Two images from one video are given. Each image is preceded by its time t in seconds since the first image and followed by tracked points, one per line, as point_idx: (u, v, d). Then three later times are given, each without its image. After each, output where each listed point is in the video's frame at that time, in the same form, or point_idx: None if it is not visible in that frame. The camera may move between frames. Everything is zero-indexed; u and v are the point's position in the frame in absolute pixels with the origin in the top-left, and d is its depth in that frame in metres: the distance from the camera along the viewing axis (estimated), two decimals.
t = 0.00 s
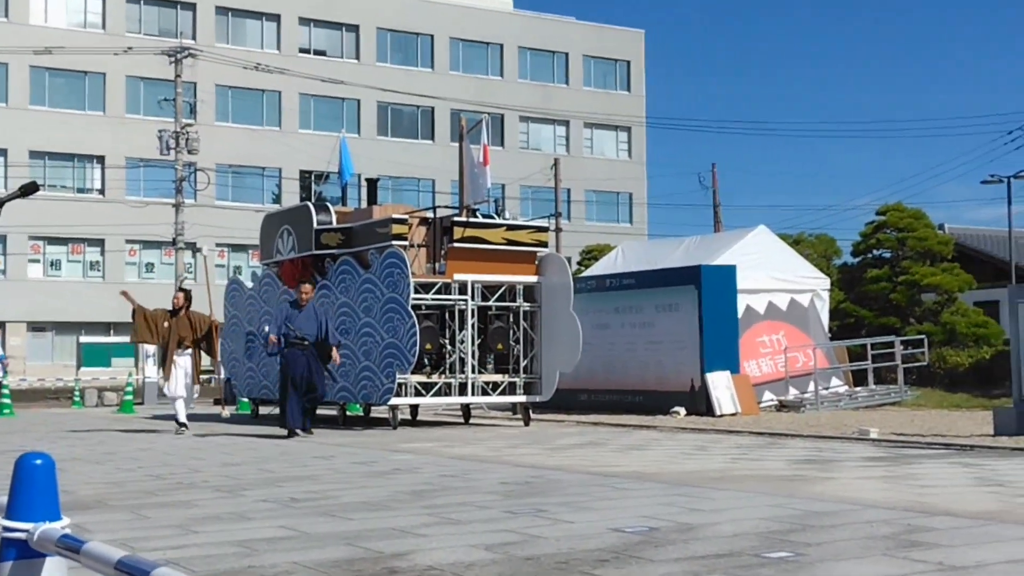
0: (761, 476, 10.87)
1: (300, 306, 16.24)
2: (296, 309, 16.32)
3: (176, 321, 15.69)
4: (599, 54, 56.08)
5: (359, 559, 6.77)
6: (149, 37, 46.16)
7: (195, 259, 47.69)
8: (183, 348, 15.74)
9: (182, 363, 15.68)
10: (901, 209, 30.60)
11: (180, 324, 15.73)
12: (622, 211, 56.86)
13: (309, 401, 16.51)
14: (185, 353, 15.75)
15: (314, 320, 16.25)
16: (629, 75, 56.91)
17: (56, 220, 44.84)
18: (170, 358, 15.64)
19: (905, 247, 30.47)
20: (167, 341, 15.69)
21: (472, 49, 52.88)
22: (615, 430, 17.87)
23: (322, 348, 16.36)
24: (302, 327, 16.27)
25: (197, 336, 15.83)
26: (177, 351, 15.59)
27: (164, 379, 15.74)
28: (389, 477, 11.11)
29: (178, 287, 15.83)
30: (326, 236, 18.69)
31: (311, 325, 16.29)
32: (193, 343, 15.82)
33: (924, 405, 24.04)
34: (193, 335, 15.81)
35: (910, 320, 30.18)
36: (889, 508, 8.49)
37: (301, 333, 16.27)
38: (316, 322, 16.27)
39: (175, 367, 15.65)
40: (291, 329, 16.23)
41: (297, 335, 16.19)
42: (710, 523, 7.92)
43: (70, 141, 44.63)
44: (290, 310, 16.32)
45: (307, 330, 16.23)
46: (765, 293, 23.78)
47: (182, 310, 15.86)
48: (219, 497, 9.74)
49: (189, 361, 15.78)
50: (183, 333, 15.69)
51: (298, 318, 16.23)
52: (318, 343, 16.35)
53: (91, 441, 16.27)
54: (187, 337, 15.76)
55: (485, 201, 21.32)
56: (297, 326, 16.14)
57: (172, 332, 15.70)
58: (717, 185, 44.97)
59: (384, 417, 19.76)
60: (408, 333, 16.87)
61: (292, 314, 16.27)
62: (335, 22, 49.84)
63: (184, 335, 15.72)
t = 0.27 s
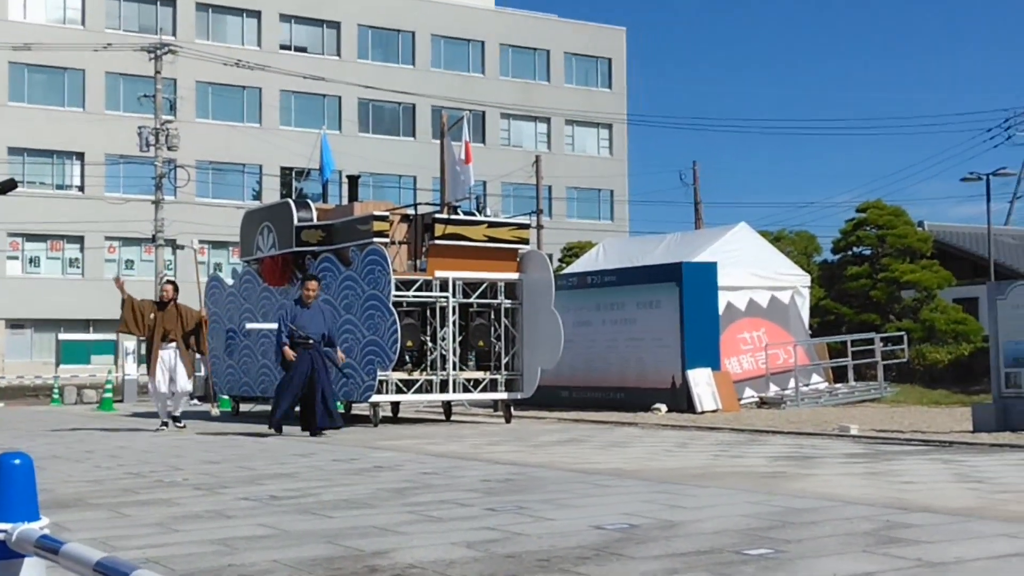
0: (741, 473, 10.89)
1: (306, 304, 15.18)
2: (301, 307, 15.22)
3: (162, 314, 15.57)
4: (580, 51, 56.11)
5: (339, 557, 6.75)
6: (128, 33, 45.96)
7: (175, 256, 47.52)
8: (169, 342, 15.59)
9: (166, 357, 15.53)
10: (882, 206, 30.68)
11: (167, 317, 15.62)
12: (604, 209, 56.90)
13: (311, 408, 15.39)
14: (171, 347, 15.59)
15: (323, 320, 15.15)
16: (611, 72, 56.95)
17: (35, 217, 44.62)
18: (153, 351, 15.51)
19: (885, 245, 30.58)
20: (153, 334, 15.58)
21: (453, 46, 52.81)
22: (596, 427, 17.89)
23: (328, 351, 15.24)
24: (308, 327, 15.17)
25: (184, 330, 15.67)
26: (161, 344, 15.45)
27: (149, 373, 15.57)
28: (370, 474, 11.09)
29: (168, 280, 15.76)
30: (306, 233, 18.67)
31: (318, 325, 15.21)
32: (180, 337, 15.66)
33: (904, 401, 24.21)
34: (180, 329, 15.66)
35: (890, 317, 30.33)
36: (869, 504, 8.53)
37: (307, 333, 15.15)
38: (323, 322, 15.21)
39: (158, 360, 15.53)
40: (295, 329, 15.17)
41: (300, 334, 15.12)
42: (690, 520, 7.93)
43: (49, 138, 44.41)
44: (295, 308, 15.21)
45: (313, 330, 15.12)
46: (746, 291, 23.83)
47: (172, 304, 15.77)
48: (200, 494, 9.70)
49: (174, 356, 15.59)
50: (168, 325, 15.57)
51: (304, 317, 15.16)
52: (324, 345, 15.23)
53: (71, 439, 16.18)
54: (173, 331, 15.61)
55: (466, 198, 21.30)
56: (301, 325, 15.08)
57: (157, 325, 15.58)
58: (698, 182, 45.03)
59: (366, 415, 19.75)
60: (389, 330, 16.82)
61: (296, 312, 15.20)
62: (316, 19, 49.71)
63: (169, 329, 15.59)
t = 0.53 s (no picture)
0: (721, 475, 10.93)
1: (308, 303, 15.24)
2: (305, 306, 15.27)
3: (155, 320, 15.21)
4: (562, 53, 56.12)
5: (320, 561, 6.75)
6: (109, 34, 45.78)
7: (155, 259, 47.34)
8: (160, 347, 15.28)
9: (156, 363, 15.23)
10: (861, 209, 30.80)
11: (159, 322, 15.26)
12: (585, 212, 56.94)
13: (318, 405, 15.54)
14: (161, 353, 15.27)
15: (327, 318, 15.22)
16: (592, 75, 57.03)
17: (15, 219, 44.39)
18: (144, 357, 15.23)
19: (865, 248, 30.71)
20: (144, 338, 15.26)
21: (434, 48, 52.80)
22: (578, 430, 17.91)
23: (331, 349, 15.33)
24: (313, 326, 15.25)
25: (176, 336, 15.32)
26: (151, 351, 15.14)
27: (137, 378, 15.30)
28: (350, 477, 11.07)
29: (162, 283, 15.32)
30: (287, 236, 18.63)
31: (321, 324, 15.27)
32: (172, 342, 15.34)
33: (884, 404, 24.31)
34: (172, 334, 15.32)
35: (870, 320, 30.47)
36: (848, 506, 8.57)
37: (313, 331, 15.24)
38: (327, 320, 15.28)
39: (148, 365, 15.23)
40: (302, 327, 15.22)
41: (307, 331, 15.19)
42: (671, 523, 7.95)
43: (28, 139, 44.18)
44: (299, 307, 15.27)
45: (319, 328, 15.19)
46: (727, 293, 23.90)
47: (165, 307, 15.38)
48: (180, 498, 9.66)
49: (164, 362, 15.29)
50: (160, 331, 15.23)
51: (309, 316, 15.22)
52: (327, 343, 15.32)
53: (50, 442, 16.09)
54: (165, 337, 15.27)
55: (448, 201, 21.30)
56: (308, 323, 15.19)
57: (149, 330, 15.24)
58: (679, 185, 45.13)
59: (347, 418, 19.71)
60: (370, 333, 16.80)
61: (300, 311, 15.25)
62: (297, 20, 49.61)
63: (161, 334, 15.26)
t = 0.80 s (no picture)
0: (700, 474, 10.96)
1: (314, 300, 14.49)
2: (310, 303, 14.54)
3: (144, 316, 14.59)
4: (541, 53, 56.16)
5: (299, 562, 6.73)
6: (86, 33, 45.56)
7: (133, 258, 47.15)
8: (149, 344, 14.65)
9: (145, 361, 14.57)
10: (839, 209, 30.95)
11: (149, 318, 14.63)
12: (565, 211, 56.99)
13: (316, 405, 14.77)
14: (151, 350, 14.63)
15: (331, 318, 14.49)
16: (572, 75, 57.08)
17: None
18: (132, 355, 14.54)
19: (843, 248, 30.84)
20: (133, 335, 14.60)
21: (414, 48, 52.74)
22: (558, 430, 17.91)
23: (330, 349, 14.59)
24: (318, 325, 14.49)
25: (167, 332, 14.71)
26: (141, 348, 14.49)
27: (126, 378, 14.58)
28: (329, 477, 11.04)
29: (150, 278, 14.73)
30: (266, 236, 18.58)
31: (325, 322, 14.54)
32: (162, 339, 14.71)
33: (861, 403, 24.45)
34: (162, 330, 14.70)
35: (848, 320, 30.61)
36: (826, 506, 8.60)
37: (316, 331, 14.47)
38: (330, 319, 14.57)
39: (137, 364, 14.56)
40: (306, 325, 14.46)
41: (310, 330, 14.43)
42: (650, 522, 7.95)
43: (5, 138, 43.94)
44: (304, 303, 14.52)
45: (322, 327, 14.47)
46: (707, 292, 23.94)
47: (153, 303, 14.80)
48: (158, 498, 9.61)
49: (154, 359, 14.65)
50: (149, 327, 14.60)
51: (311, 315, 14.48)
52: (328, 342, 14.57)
53: (27, 443, 15.99)
54: (155, 333, 14.64)
55: (427, 200, 21.26)
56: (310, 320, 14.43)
57: (138, 326, 14.60)
58: (659, 185, 45.20)
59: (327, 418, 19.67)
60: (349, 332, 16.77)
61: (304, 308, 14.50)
62: (276, 20, 49.46)
63: (151, 331, 14.62)
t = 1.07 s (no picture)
0: (676, 475, 10.99)
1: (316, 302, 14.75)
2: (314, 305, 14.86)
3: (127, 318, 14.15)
4: (519, 54, 56.15)
5: (274, 563, 6.71)
6: (61, 31, 45.32)
7: (109, 258, 46.93)
8: (135, 347, 14.20)
9: (131, 364, 14.13)
10: (815, 210, 31.12)
11: (132, 320, 14.20)
12: (542, 211, 56.99)
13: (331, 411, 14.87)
14: (136, 353, 14.20)
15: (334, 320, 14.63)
16: (549, 75, 57.10)
17: None
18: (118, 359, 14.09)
19: (819, 249, 30.96)
20: (116, 339, 14.15)
21: (392, 47, 52.64)
22: (534, 431, 17.93)
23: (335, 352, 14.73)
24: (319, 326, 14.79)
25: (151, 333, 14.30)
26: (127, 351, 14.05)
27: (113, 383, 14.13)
28: (305, 478, 11.03)
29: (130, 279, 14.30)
30: (242, 235, 18.51)
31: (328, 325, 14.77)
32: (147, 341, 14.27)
33: (837, 403, 24.57)
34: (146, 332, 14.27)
35: (823, 320, 30.76)
36: (801, 506, 8.64)
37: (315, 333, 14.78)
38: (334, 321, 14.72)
39: (122, 368, 14.11)
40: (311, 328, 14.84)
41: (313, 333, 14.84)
42: (625, 522, 7.98)
43: None
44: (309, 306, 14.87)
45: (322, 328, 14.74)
46: (684, 293, 24.00)
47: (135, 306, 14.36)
48: (133, 500, 9.57)
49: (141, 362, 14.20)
50: (133, 330, 14.16)
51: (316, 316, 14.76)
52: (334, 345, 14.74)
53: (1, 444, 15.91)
54: (140, 335, 14.22)
55: (404, 200, 21.22)
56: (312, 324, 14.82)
57: (121, 330, 14.15)
58: (635, 186, 45.26)
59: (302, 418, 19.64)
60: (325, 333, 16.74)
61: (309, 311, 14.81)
62: (253, 18, 49.28)
63: (135, 333, 14.20)
